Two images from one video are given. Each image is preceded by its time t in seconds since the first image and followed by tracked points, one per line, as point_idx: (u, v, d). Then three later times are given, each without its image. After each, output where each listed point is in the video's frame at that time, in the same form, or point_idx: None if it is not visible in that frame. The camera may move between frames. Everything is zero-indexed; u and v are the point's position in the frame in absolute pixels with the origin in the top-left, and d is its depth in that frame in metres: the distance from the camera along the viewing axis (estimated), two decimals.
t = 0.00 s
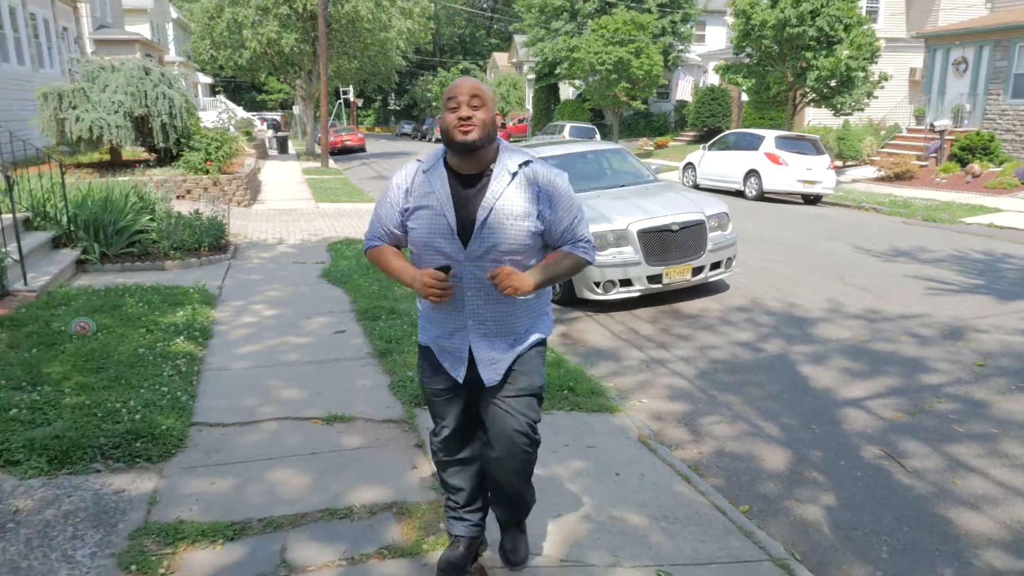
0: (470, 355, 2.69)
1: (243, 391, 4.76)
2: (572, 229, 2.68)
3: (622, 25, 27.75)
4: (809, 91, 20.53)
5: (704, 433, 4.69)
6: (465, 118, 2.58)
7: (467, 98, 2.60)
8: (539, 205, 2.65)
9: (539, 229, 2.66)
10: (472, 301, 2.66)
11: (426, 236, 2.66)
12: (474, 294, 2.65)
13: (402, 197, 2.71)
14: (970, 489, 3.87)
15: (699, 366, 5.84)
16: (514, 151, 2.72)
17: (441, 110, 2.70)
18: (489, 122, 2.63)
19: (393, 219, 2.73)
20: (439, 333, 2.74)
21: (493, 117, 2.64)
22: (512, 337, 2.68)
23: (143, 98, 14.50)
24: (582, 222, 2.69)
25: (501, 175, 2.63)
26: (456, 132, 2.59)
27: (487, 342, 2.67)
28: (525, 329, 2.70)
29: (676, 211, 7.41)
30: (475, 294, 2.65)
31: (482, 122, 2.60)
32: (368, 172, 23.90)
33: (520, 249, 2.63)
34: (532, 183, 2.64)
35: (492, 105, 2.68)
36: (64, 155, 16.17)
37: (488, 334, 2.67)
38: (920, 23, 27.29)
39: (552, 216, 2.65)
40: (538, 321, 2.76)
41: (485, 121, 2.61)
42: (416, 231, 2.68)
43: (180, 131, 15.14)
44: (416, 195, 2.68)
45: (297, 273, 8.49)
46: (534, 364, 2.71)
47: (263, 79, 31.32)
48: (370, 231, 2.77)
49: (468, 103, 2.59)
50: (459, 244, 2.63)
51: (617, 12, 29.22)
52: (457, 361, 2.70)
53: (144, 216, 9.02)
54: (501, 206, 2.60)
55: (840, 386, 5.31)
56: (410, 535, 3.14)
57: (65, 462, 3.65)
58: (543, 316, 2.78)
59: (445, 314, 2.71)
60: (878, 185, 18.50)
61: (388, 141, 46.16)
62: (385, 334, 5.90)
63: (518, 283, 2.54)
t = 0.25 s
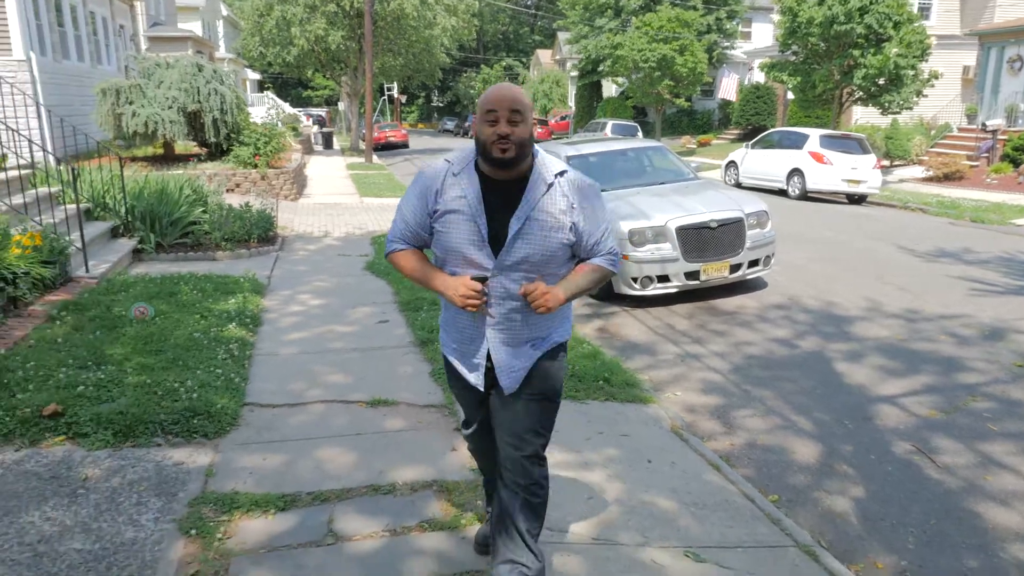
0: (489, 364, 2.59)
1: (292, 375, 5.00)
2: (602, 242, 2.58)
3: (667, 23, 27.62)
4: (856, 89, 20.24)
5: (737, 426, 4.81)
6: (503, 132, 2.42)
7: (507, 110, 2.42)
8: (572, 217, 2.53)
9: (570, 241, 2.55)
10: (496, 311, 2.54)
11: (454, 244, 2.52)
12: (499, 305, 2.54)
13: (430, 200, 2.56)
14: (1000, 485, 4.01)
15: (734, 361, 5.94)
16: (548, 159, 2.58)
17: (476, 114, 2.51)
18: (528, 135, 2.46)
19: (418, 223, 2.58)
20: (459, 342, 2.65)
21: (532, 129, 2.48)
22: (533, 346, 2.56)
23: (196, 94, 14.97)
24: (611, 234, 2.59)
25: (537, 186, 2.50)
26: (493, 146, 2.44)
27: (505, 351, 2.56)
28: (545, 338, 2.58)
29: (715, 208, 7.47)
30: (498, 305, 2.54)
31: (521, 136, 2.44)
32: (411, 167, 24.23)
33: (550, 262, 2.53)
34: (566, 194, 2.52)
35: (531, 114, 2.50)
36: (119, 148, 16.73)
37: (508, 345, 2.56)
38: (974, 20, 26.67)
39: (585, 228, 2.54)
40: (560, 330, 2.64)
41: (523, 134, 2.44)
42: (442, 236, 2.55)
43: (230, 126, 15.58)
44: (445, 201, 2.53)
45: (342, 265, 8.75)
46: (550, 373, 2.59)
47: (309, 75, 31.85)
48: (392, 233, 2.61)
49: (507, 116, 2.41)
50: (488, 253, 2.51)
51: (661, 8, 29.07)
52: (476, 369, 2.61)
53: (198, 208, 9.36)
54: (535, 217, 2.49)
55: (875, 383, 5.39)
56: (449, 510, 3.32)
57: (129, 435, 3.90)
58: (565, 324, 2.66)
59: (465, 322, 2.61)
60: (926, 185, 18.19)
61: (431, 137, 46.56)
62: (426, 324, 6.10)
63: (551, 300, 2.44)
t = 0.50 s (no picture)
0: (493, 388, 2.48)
1: (319, 364, 5.18)
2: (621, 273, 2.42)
3: (690, 22, 27.62)
4: (879, 89, 20.14)
5: (750, 418, 4.93)
6: (526, 148, 2.22)
7: (530, 124, 2.22)
8: (594, 246, 2.36)
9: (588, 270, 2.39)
10: (504, 336, 2.41)
11: (467, 267, 2.35)
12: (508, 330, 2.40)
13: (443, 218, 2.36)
14: (1006, 478, 4.12)
15: (749, 356, 6.05)
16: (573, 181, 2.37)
17: (498, 125, 2.31)
18: (553, 152, 2.26)
19: (429, 240, 2.40)
20: (465, 359, 2.54)
21: (557, 146, 2.28)
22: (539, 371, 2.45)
23: (224, 92, 15.25)
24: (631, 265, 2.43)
25: (558, 213, 2.30)
26: (512, 162, 2.23)
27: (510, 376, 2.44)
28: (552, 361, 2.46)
29: (733, 207, 7.56)
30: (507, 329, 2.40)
31: (545, 154, 2.24)
32: (433, 165, 24.45)
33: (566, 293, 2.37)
34: (589, 222, 2.33)
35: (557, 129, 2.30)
36: (148, 144, 17.08)
37: (515, 371, 2.44)
38: (1001, 19, 26.43)
39: (606, 258, 2.38)
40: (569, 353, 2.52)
41: (548, 151, 2.24)
42: (453, 257, 2.37)
43: (256, 124, 15.87)
44: (461, 220, 2.33)
45: (366, 260, 8.94)
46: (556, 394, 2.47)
47: (333, 73, 32.17)
48: (402, 246, 2.44)
49: (531, 130, 2.21)
50: (502, 281, 2.34)
51: (684, 7, 29.05)
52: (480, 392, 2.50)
53: (226, 203, 9.56)
54: (553, 248, 2.31)
55: (888, 379, 5.49)
56: (470, 492, 3.47)
57: (165, 418, 4.08)
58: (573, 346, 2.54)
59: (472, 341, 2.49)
60: (949, 185, 18.10)
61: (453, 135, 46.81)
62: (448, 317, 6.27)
63: (564, 336, 2.29)
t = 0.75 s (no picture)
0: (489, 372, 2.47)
1: (331, 358, 5.34)
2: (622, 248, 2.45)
3: (697, 21, 27.67)
4: (886, 88, 20.18)
5: (750, 411, 5.07)
6: (524, 105, 2.34)
7: (529, 85, 2.34)
8: (592, 220, 2.41)
9: (587, 244, 2.43)
10: (502, 316, 2.43)
11: (464, 235, 2.41)
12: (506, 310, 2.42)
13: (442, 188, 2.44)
14: (997, 468, 4.25)
15: (751, 352, 6.17)
16: (571, 154, 2.47)
17: (497, 93, 2.44)
18: (550, 113, 2.38)
19: (427, 213, 2.45)
20: (459, 345, 2.53)
21: (555, 110, 2.40)
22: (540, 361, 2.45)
23: (235, 92, 15.43)
24: (633, 240, 2.47)
25: (556, 180, 2.39)
26: (511, 121, 2.35)
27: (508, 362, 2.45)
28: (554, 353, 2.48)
29: (736, 206, 7.68)
30: (507, 309, 2.42)
31: (542, 114, 2.36)
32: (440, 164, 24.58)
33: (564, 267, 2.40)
34: (586, 194, 2.41)
35: (555, 95, 2.43)
36: (160, 144, 17.26)
37: (513, 352, 2.45)
38: (1011, 18, 26.37)
39: (604, 232, 2.42)
40: (569, 346, 2.53)
41: (546, 111, 2.36)
42: (451, 227, 2.43)
43: (267, 124, 16.04)
44: (459, 189, 2.41)
45: (375, 258, 9.09)
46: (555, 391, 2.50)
47: (342, 72, 32.31)
48: (394, 219, 2.47)
49: (529, 89, 2.34)
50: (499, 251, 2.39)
51: (692, 6, 29.07)
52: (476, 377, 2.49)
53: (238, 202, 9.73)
54: (549, 215, 2.38)
55: (886, 373, 5.61)
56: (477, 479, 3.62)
57: (184, 408, 4.24)
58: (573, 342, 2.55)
59: (468, 323, 2.49)
60: (956, 185, 18.12)
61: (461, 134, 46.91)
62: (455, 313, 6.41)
63: (554, 294, 2.21)
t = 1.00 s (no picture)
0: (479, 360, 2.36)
1: (342, 353, 5.49)
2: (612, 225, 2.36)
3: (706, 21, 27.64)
4: (894, 87, 20.20)
5: (751, 406, 5.19)
6: (503, 91, 2.29)
7: (509, 70, 2.30)
8: (579, 200, 2.37)
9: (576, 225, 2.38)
10: (490, 301, 2.35)
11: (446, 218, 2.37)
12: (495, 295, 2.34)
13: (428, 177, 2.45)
14: (991, 462, 4.35)
15: (753, 349, 6.29)
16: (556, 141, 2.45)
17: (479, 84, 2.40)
18: (530, 98, 2.32)
19: (414, 202, 2.44)
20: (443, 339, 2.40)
21: (536, 95, 2.35)
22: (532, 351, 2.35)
23: (246, 92, 15.63)
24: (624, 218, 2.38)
25: (540, 161, 2.35)
26: (491, 107, 2.31)
27: (500, 350, 2.34)
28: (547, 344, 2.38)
29: (740, 205, 7.80)
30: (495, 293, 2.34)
31: (522, 98, 2.30)
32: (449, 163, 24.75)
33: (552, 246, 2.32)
34: (572, 172, 2.37)
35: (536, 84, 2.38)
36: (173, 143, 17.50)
37: (502, 338, 2.34)
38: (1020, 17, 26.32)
39: (592, 210, 2.36)
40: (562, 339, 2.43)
41: (526, 95, 2.30)
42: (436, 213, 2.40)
43: (278, 123, 16.24)
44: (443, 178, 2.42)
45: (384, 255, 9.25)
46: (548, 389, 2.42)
47: (351, 72, 32.53)
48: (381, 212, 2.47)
49: (508, 74, 2.30)
50: (484, 234, 2.33)
51: (700, 5, 29.11)
52: (464, 369, 2.37)
53: (251, 200, 9.91)
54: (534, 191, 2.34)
55: (885, 370, 5.72)
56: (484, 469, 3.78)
57: (202, 399, 4.41)
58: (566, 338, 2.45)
59: (454, 314, 2.39)
60: (964, 184, 18.14)
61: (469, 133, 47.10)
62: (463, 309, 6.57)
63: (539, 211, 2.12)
